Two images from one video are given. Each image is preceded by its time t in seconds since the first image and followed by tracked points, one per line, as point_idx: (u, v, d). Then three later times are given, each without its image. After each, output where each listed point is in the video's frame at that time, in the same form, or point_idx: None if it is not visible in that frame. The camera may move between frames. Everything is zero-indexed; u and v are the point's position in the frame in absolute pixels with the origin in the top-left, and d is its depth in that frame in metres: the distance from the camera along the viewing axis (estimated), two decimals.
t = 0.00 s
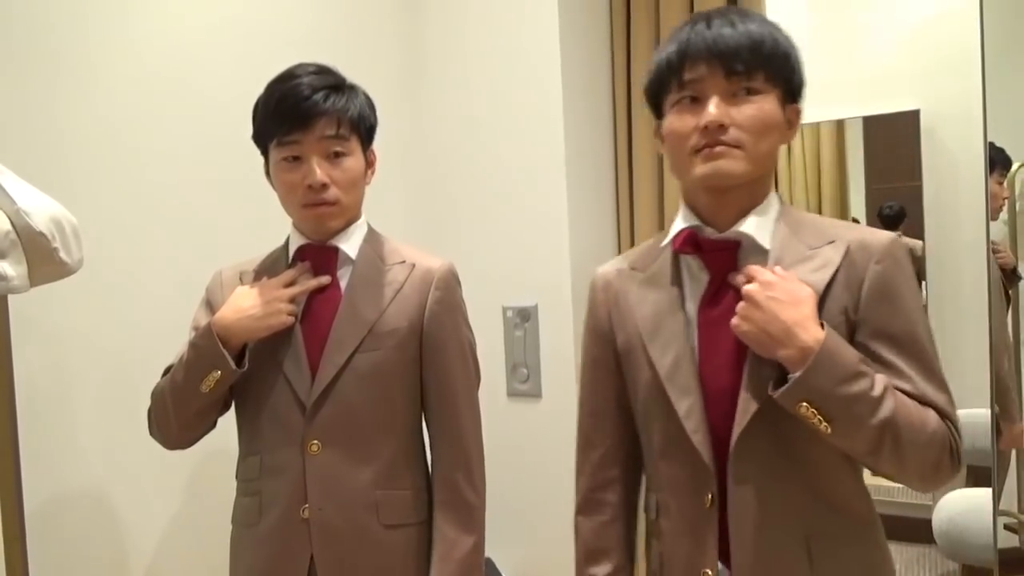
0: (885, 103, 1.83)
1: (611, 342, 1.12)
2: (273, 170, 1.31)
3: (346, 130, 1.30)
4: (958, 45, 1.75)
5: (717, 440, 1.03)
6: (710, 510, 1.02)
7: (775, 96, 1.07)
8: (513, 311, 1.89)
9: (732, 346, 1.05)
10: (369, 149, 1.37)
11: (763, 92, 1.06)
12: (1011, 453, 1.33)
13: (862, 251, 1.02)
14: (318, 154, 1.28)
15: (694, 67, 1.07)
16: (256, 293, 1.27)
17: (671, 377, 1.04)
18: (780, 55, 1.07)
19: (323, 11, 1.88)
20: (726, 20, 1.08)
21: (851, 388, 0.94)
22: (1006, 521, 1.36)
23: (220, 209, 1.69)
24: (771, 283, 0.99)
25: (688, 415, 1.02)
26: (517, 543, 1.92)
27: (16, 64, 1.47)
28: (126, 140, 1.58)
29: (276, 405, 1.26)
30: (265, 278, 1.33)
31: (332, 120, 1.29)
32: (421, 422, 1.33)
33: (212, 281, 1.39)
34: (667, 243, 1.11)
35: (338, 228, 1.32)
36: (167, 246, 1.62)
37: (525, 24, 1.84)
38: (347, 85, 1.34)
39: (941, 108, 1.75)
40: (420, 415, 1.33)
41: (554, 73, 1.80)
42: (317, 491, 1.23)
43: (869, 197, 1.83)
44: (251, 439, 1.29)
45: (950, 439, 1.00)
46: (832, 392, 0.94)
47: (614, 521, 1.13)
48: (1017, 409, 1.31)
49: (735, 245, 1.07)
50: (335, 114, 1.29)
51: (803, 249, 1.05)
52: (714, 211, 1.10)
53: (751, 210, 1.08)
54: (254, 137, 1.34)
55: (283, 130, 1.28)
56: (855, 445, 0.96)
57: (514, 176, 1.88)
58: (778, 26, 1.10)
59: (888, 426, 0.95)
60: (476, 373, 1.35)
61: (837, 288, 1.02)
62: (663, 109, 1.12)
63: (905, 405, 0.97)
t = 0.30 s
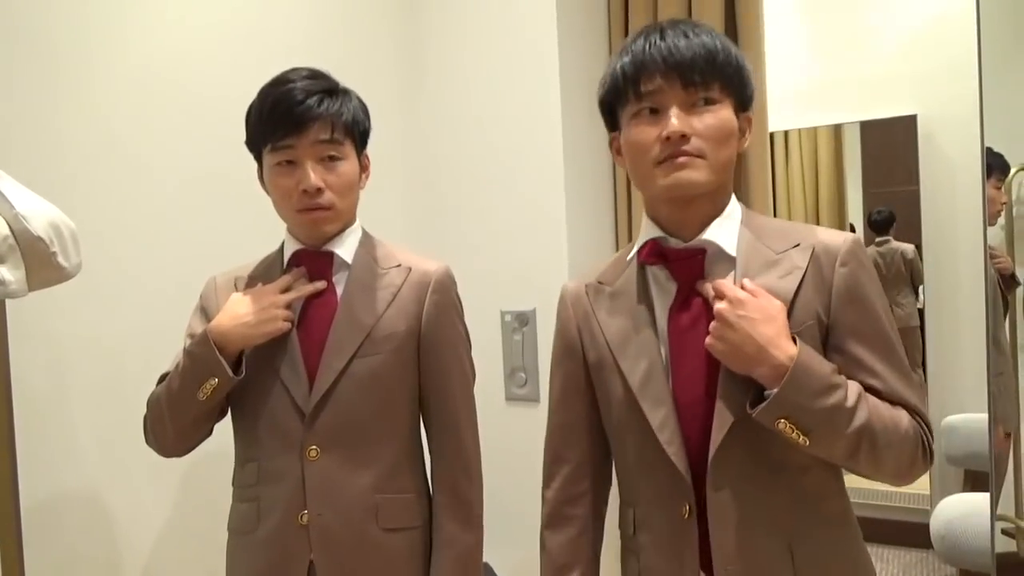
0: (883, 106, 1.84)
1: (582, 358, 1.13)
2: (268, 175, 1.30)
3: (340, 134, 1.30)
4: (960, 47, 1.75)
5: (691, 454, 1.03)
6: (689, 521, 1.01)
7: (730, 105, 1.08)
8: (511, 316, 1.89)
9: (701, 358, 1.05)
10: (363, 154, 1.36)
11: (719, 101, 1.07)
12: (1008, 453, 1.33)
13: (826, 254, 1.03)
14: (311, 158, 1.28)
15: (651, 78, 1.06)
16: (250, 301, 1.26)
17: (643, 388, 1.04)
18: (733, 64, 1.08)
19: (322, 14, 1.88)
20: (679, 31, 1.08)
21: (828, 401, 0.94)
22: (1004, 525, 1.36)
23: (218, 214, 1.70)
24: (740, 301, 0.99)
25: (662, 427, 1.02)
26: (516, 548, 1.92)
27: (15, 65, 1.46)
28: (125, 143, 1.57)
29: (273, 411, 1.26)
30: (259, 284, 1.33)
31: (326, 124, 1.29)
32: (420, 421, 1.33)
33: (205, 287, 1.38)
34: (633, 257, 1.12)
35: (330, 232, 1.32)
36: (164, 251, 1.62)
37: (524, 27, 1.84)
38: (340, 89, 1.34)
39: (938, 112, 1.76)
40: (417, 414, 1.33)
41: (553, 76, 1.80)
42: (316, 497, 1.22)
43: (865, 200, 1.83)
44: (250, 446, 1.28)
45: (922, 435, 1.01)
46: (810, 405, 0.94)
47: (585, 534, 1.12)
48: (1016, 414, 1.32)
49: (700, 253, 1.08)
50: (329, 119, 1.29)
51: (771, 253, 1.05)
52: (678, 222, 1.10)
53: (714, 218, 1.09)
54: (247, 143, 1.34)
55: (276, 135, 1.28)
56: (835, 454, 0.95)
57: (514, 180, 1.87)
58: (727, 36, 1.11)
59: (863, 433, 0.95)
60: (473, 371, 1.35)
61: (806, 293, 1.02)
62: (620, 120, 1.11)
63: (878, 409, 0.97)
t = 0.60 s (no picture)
0: (881, 110, 1.84)
1: (588, 356, 1.11)
2: (260, 177, 1.30)
3: (334, 137, 1.30)
4: (958, 49, 1.74)
5: (704, 455, 1.02)
6: (700, 524, 1.00)
7: (754, 105, 1.08)
8: (508, 318, 1.89)
9: (717, 357, 1.04)
10: (356, 155, 1.37)
11: (744, 101, 1.07)
12: (1005, 459, 1.34)
13: (845, 258, 1.03)
14: (306, 162, 1.28)
15: (678, 73, 1.05)
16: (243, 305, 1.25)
17: (655, 387, 1.03)
18: (758, 64, 1.08)
19: (321, 15, 1.88)
20: (705, 27, 1.08)
21: (856, 404, 0.94)
22: (1001, 528, 1.36)
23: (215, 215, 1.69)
24: (771, 302, 0.99)
25: (675, 427, 1.02)
26: (512, 551, 1.92)
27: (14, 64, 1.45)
28: (123, 143, 1.57)
29: (270, 415, 1.25)
30: (252, 287, 1.32)
31: (320, 127, 1.28)
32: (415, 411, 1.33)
33: (195, 292, 1.37)
34: (645, 253, 1.11)
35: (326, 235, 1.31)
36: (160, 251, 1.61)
37: (522, 28, 1.84)
38: (333, 91, 1.34)
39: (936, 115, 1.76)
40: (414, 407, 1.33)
41: (552, 78, 1.80)
42: (315, 500, 1.22)
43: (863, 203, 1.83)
44: (244, 449, 1.27)
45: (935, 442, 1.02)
46: (839, 406, 0.94)
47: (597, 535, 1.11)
48: (1011, 415, 1.33)
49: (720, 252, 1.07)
50: (323, 121, 1.29)
51: (789, 255, 1.05)
52: (696, 222, 1.10)
53: (733, 218, 1.09)
54: (237, 145, 1.34)
55: (271, 137, 1.27)
56: (857, 457, 0.96)
57: (511, 182, 1.87)
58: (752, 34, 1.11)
59: (887, 437, 0.96)
60: (466, 367, 1.36)
61: (825, 295, 1.02)
62: (642, 115, 1.09)
63: (899, 414, 0.98)
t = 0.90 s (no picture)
0: (878, 113, 1.85)
1: (597, 356, 1.10)
2: (247, 177, 1.31)
3: (318, 138, 1.30)
4: (955, 54, 1.74)
5: (720, 456, 1.02)
6: (712, 526, 1.01)
7: (770, 112, 1.06)
8: (505, 320, 1.89)
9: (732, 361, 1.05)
10: (345, 157, 1.36)
11: (760, 109, 1.05)
12: (999, 464, 1.37)
13: (855, 266, 1.04)
14: (288, 164, 1.28)
15: (688, 84, 1.04)
16: (235, 309, 1.25)
17: (671, 388, 1.03)
18: (774, 68, 1.06)
19: (319, 16, 1.89)
20: (717, 31, 1.06)
21: (846, 393, 0.95)
22: (996, 531, 1.37)
23: (212, 216, 1.70)
24: (765, 291, 0.99)
25: (693, 428, 1.01)
26: (507, 553, 1.92)
27: (12, 64, 1.45)
28: (120, 144, 1.57)
29: (265, 418, 1.25)
30: (245, 290, 1.32)
31: (303, 127, 1.29)
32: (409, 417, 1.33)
33: (185, 295, 1.37)
34: (661, 253, 1.10)
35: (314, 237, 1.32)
36: (156, 252, 1.61)
37: (519, 31, 1.85)
38: (322, 92, 1.34)
39: (931, 118, 1.76)
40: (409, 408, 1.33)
41: (549, 80, 1.81)
42: (313, 502, 1.22)
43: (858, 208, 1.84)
44: (238, 452, 1.27)
45: (939, 446, 1.01)
46: (826, 395, 0.95)
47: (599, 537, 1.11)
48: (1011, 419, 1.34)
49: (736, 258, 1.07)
50: (306, 122, 1.29)
51: (800, 262, 1.05)
52: (716, 224, 1.09)
53: (752, 225, 1.09)
54: (228, 142, 1.34)
55: (255, 139, 1.28)
56: (853, 452, 0.96)
57: (509, 184, 1.88)
58: (769, 34, 1.08)
59: (883, 430, 0.95)
60: (459, 365, 1.36)
61: (834, 301, 1.02)
62: (656, 124, 1.09)
63: (897, 411, 0.98)
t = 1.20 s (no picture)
0: (876, 116, 1.84)
1: (605, 355, 1.10)
2: (243, 179, 1.31)
3: (311, 140, 1.29)
4: (953, 57, 1.75)
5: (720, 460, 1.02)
6: (708, 531, 1.00)
7: (777, 115, 1.04)
8: (502, 323, 1.89)
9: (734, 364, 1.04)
10: (340, 158, 1.35)
11: (764, 114, 1.04)
12: (998, 466, 1.36)
13: (869, 274, 1.03)
14: (281, 165, 1.28)
15: (688, 92, 1.04)
16: (229, 311, 1.25)
17: (675, 390, 1.03)
18: (779, 71, 1.04)
19: (318, 18, 1.89)
20: (719, 36, 1.05)
21: (842, 400, 0.95)
22: (995, 534, 1.38)
23: (209, 217, 1.69)
24: (761, 296, 0.99)
25: (694, 430, 1.02)
26: (504, 555, 1.92)
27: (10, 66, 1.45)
28: (118, 145, 1.57)
29: (259, 421, 1.25)
30: (241, 292, 1.32)
31: (296, 128, 1.28)
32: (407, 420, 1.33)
33: (182, 297, 1.36)
34: (673, 253, 1.10)
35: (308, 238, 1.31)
36: (151, 254, 1.61)
37: (518, 32, 1.85)
38: (318, 93, 1.33)
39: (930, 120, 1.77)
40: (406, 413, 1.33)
41: (548, 83, 1.81)
42: (308, 506, 1.21)
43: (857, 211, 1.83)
44: (233, 454, 1.27)
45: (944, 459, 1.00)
46: (821, 402, 0.95)
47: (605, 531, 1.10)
48: (1006, 420, 1.35)
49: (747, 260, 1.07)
50: (300, 123, 1.28)
51: (811, 268, 1.04)
52: (727, 228, 1.09)
53: (763, 229, 1.07)
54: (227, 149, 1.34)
55: (251, 142, 1.28)
56: (850, 460, 0.95)
57: (508, 186, 1.87)
58: (776, 34, 1.06)
59: (880, 439, 0.95)
60: (457, 369, 1.36)
61: (843, 310, 1.01)
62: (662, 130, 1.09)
63: (898, 421, 0.97)
